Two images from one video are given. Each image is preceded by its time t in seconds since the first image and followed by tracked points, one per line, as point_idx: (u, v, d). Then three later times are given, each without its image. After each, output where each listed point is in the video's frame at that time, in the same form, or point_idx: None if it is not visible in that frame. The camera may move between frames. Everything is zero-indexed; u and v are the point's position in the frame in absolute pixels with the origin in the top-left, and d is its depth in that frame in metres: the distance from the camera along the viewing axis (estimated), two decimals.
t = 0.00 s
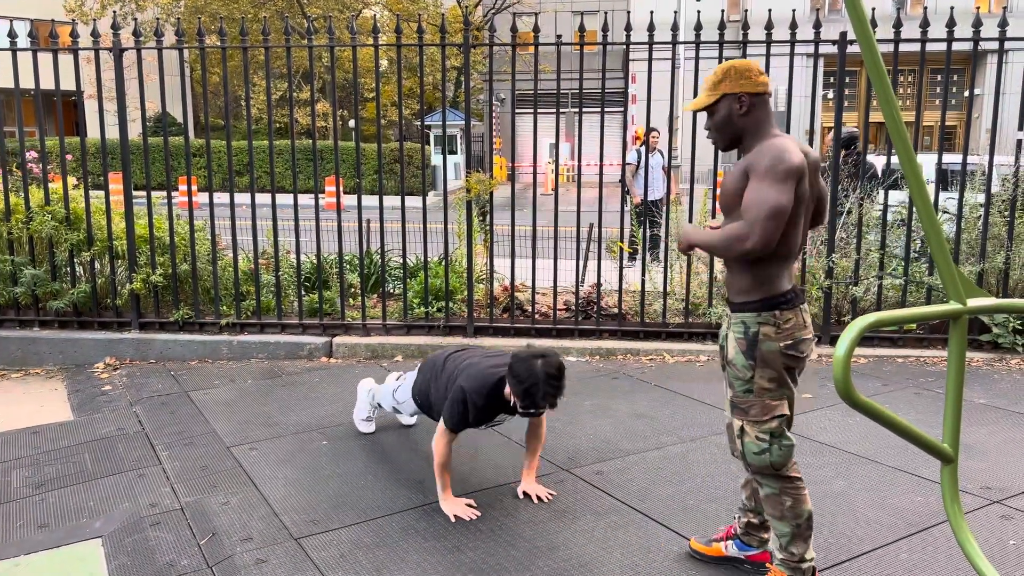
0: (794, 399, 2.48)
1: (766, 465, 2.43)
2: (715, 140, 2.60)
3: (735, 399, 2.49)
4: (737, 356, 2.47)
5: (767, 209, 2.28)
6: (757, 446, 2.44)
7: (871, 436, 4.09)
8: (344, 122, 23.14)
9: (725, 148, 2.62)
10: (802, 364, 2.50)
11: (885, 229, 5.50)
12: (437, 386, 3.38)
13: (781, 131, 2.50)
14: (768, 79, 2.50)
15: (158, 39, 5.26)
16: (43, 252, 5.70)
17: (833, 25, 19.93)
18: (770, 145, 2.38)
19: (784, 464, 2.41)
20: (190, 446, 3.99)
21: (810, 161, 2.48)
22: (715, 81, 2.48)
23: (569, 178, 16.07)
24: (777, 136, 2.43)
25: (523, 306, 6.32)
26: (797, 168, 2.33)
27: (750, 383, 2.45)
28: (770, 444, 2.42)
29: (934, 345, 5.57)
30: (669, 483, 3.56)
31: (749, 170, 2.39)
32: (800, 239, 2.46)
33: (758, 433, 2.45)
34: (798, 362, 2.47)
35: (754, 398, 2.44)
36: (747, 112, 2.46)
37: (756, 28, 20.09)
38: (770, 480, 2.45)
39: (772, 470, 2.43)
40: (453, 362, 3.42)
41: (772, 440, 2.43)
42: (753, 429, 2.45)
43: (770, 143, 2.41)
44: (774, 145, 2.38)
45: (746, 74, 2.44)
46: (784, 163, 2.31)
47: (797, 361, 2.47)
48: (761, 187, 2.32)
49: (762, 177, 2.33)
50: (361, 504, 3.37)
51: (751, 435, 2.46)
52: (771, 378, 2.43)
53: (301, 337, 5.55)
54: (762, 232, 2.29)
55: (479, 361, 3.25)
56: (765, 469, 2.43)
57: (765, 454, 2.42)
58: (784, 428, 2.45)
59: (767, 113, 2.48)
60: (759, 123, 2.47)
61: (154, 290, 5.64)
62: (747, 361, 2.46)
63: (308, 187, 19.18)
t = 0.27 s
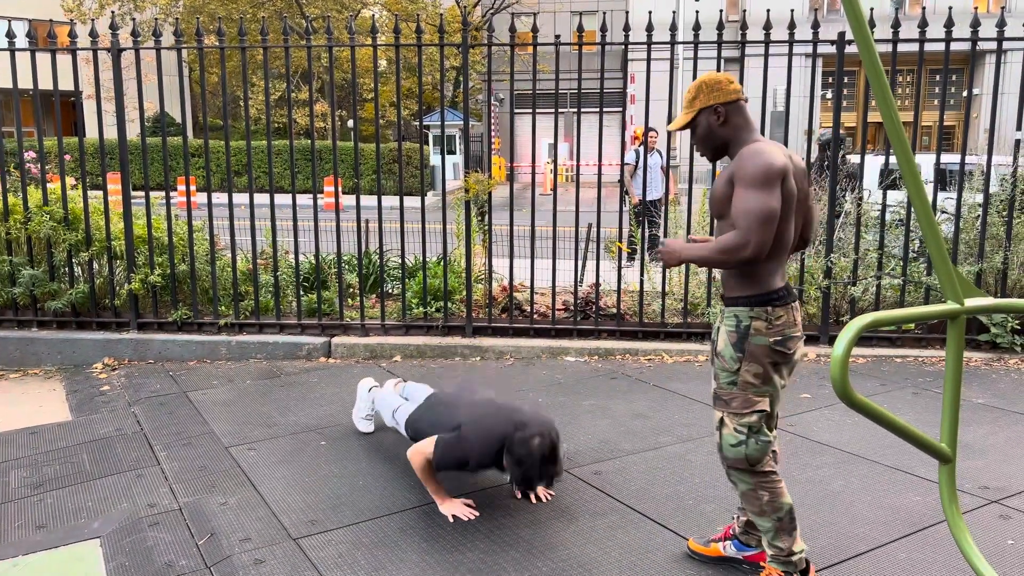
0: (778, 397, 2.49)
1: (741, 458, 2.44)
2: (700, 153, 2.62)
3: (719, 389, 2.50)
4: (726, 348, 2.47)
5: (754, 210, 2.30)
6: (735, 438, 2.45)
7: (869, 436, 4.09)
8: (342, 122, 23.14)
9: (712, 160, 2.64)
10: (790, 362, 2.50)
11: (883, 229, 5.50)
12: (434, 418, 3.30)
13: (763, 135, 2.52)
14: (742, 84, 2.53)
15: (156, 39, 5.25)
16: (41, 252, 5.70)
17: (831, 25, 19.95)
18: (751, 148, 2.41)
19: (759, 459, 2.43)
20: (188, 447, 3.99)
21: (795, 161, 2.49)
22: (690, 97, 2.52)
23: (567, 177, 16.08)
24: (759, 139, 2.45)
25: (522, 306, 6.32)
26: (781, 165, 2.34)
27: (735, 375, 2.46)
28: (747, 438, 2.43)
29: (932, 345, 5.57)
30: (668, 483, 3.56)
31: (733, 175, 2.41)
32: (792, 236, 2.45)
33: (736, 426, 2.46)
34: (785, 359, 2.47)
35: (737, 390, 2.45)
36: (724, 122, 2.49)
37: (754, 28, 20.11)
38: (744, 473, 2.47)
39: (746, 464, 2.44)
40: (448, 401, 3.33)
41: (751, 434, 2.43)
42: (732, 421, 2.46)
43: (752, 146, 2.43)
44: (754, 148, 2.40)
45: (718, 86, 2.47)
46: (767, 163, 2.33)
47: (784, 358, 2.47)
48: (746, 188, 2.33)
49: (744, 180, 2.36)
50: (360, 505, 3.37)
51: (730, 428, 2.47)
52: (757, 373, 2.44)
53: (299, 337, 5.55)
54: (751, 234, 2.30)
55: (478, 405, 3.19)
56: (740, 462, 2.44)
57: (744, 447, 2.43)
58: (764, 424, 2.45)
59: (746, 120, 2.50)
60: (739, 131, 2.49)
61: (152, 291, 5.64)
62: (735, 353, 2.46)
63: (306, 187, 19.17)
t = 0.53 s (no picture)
0: (772, 396, 2.49)
1: (732, 454, 2.43)
2: (697, 156, 2.64)
3: (715, 384, 2.48)
4: (726, 343, 2.46)
5: (732, 208, 2.34)
6: (729, 434, 2.44)
7: (868, 435, 4.10)
8: (342, 122, 23.16)
9: (708, 162, 2.65)
10: (786, 360, 2.51)
11: (882, 229, 5.50)
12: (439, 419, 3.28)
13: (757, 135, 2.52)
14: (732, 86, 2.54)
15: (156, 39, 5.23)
16: (41, 252, 5.71)
17: (830, 25, 19.96)
18: (740, 148, 2.42)
19: (750, 456, 2.42)
20: (189, 446, 4.00)
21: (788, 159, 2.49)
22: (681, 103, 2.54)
23: (567, 177, 16.08)
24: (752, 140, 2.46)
25: (521, 306, 6.32)
26: (768, 164, 2.36)
27: (732, 371, 2.45)
28: (740, 434, 2.43)
29: (931, 344, 5.58)
30: (667, 483, 3.57)
31: (720, 175, 2.44)
32: (788, 231, 2.45)
33: (731, 422, 2.45)
34: (782, 357, 2.48)
35: (734, 386, 2.44)
36: (717, 124, 2.50)
37: (754, 28, 20.13)
38: (733, 470, 2.45)
39: (738, 461, 2.43)
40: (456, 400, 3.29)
41: (744, 430, 2.43)
42: (726, 417, 2.45)
43: (743, 146, 2.44)
44: (744, 148, 2.42)
45: (709, 91, 2.48)
46: (752, 163, 2.35)
47: (781, 356, 2.48)
48: (729, 187, 2.36)
49: (731, 181, 2.38)
50: (360, 504, 3.37)
51: (724, 423, 2.46)
52: (755, 369, 2.44)
53: (299, 337, 5.56)
54: (726, 231, 2.35)
55: (485, 407, 3.17)
56: (731, 458, 2.43)
57: (737, 442, 2.42)
58: (758, 422, 2.44)
59: (739, 120, 2.51)
60: (734, 133, 2.50)
61: (152, 291, 5.64)
62: (735, 348, 2.45)
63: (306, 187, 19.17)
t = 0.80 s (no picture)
0: (771, 398, 2.48)
1: (730, 459, 2.43)
2: (687, 160, 2.62)
3: (714, 388, 2.48)
4: (723, 347, 2.46)
5: (734, 212, 2.32)
6: (727, 439, 2.44)
7: (868, 434, 4.10)
8: (342, 121, 23.16)
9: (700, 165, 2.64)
10: (785, 363, 2.50)
11: (882, 228, 5.49)
12: (436, 387, 3.27)
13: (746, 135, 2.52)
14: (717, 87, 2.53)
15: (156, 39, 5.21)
16: (41, 252, 5.70)
17: (830, 25, 19.96)
18: (734, 149, 2.41)
19: (748, 461, 2.42)
20: (189, 445, 4.00)
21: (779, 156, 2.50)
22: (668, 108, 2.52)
23: (567, 177, 16.08)
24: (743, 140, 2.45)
25: (521, 305, 6.33)
26: (765, 163, 2.35)
27: (730, 375, 2.45)
28: (739, 439, 2.42)
29: (931, 343, 5.58)
30: (667, 482, 3.57)
31: (717, 178, 2.42)
32: (787, 230, 2.45)
33: (729, 426, 2.45)
34: (780, 359, 2.47)
35: (733, 390, 2.43)
36: (706, 127, 2.49)
37: (754, 27, 20.13)
38: (730, 476, 2.45)
39: (735, 466, 2.43)
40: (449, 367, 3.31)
41: (742, 434, 2.43)
42: (725, 421, 2.45)
43: (737, 147, 2.43)
44: (739, 149, 2.40)
45: (695, 94, 2.47)
46: (749, 164, 2.34)
47: (780, 358, 2.47)
48: (728, 191, 2.35)
49: (729, 184, 2.36)
50: (360, 503, 3.37)
51: (722, 428, 2.46)
52: (753, 372, 2.43)
53: (299, 336, 5.56)
54: (729, 237, 2.33)
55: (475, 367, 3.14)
56: (728, 463, 2.43)
57: (735, 447, 2.42)
58: (756, 425, 2.44)
59: (728, 121, 2.50)
60: (723, 135, 2.50)
61: (151, 290, 5.63)
62: (732, 352, 2.45)
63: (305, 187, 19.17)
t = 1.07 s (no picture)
0: (768, 403, 2.45)
1: (728, 467, 2.41)
2: (676, 163, 2.57)
3: (710, 394, 2.45)
4: (719, 353, 2.42)
5: (729, 222, 2.26)
6: (724, 446, 2.42)
7: (868, 432, 4.10)
8: (342, 118, 23.15)
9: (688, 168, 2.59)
10: (784, 368, 2.46)
11: (882, 225, 5.48)
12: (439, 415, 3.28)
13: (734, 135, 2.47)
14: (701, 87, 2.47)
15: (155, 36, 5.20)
16: (40, 249, 5.70)
17: (830, 22, 19.96)
18: (724, 153, 2.35)
19: (745, 469, 2.40)
20: (189, 443, 4.00)
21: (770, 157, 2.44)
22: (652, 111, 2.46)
23: (566, 174, 16.08)
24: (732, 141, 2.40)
25: (521, 302, 6.33)
26: (758, 168, 2.29)
27: (726, 381, 2.41)
28: (736, 447, 2.40)
29: (931, 341, 5.58)
30: (667, 480, 3.56)
31: (709, 185, 2.36)
32: (783, 233, 2.40)
33: (727, 433, 2.42)
34: (778, 364, 2.42)
35: (729, 397, 2.41)
36: (692, 131, 2.44)
37: (754, 24, 20.12)
38: (728, 482, 2.44)
39: (733, 473, 2.41)
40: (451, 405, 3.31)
41: (739, 441, 2.41)
42: (722, 428, 2.43)
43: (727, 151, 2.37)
44: (729, 153, 2.34)
45: (679, 96, 2.41)
46: (742, 169, 2.27)
47: (778, 363, 2.43)
48: (722, 200, 2.29)
49: (721, 193, 2.30)
50: (360, 501, 3.37)
51: (719, 435, 2.44)
52: (750, 378, 2.39)
53: (299, 334, 5.55)
54: (727, 248, 2.27)
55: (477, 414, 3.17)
56: (727, 470, 2.41)
57: (733, 454, 2.40)
58: (753, 431, 2.42)
59: (716, 122, 2.44)
60: (711, 137, 2.44)
61: (151, 288, 5.63)
62: (728, 358, 2.41)
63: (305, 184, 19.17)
